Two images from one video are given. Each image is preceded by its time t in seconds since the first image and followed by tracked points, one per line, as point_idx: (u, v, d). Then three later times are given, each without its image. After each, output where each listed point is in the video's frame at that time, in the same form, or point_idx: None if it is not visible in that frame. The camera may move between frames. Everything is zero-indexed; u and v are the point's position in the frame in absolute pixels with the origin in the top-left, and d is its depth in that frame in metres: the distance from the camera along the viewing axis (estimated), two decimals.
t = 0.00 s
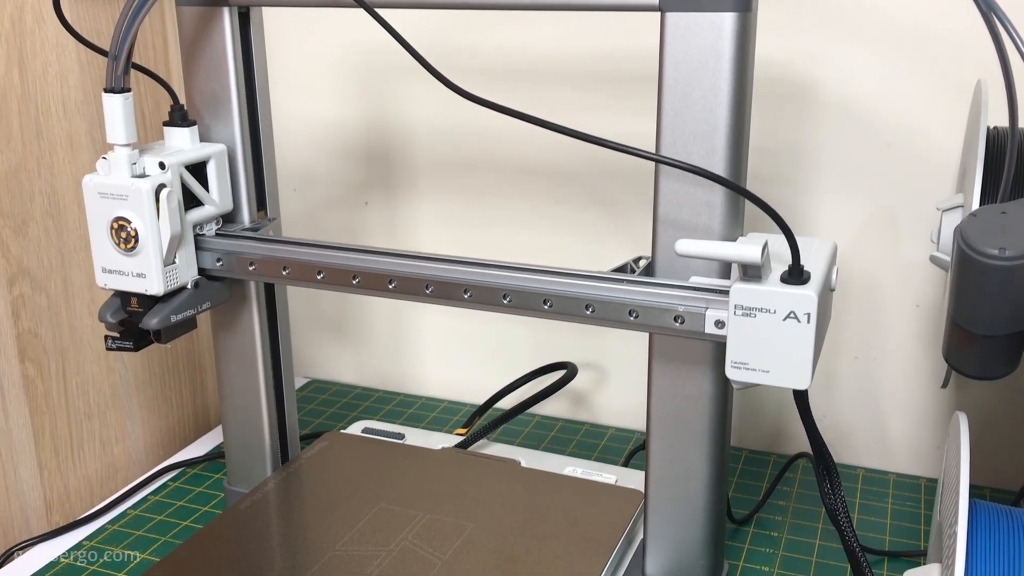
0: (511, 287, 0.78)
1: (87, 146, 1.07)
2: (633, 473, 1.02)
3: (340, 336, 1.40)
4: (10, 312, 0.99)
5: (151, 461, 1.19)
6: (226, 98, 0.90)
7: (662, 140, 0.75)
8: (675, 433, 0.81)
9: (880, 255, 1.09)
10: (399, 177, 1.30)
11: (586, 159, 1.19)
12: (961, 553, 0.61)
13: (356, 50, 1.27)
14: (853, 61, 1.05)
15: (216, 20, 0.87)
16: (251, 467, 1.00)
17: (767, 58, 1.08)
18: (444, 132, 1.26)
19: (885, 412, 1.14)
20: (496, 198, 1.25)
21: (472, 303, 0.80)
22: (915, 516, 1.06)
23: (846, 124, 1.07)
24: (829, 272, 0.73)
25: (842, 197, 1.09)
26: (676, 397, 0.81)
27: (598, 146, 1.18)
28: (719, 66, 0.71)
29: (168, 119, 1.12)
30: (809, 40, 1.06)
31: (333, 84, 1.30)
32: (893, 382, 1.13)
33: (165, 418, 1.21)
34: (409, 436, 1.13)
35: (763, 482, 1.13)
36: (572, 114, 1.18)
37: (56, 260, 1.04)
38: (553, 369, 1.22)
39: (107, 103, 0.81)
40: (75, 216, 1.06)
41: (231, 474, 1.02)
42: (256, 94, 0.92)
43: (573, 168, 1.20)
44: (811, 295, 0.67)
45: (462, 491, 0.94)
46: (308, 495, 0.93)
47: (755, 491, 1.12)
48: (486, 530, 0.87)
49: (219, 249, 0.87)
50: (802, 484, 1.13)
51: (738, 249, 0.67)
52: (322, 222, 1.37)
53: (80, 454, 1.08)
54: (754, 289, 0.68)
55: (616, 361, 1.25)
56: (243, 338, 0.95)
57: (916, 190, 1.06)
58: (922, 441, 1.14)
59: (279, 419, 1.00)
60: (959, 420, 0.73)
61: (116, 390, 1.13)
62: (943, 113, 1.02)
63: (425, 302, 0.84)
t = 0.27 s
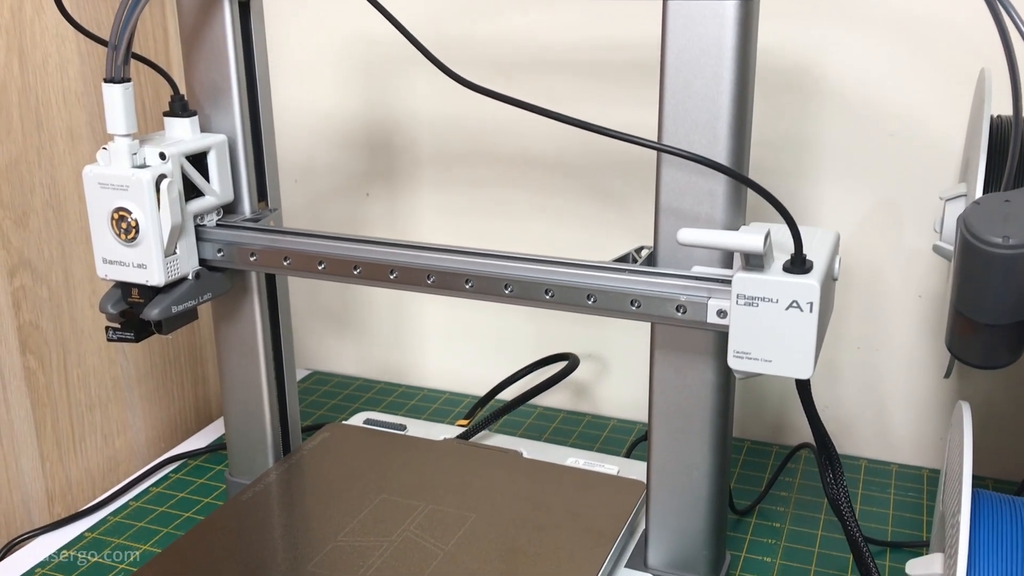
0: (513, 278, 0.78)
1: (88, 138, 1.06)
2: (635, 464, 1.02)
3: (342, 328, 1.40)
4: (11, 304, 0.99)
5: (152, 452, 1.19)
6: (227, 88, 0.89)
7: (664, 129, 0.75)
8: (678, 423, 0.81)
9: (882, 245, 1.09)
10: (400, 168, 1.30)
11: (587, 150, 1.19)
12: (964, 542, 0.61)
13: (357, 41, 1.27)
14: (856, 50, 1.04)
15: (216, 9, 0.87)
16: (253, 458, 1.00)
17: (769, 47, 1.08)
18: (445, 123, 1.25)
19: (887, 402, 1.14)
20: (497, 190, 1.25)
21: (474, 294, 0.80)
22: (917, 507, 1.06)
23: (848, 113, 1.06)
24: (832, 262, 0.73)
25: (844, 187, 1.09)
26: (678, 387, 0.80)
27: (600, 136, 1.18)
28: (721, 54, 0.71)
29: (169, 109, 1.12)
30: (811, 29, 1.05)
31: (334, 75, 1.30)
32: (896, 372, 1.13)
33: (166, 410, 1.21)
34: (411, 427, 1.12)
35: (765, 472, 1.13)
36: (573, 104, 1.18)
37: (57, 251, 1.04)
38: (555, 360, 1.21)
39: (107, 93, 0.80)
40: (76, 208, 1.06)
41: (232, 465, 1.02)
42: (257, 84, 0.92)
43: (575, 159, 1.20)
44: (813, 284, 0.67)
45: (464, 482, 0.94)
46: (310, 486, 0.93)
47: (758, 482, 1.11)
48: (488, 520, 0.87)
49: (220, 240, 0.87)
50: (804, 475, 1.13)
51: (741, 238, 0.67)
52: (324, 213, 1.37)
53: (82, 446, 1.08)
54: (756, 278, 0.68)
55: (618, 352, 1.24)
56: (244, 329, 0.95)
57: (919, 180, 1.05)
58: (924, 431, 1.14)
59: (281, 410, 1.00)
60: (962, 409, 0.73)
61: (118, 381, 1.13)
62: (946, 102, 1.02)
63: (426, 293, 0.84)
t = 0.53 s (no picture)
0: (514, 267, 0.78)
1: (88, 129, 1.06)
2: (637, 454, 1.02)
3: (343, 319, 1.40)
4: (12, 295, 0.99)
5: (154, 443, 1.19)
6: (227, 77, 0.89)
7: (666, 118, 0.75)
8: (679, 413, 0.81)
9: (885, 235, 1.09)
10: (401, 158, 1.30)
11: (589, 139, 1.18)
12: (968, 531, 0.60)
13: (357, 30, 1.26)
14: (858, 39, 1.04)
15: None
16: (254, 449, 1.00)
17: (772, 36, 1.07)
18: (446, 113, 1.25)
19: (889, 393, 1.14)
20: (498, 180, 1.25)
21: (475, 283, 0.80)
22: (920, 497, 1.06)
23: (851, 102, 1.06)
24: (834, 250, 0.73)
25: (847, 176, 1.08)
26: (680, 377, 0.80)
27: (602, 126, 1.17)
28: (724, 41, 0.71)
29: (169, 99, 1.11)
30: (814, 18, 1.05)
31: (335, 65, 1.29)
32: (898, 362, 1.12)
33: (168, 401, 1.20)
34: (412, 417, 1.12)
35: (767, 463, 1.13)
36: (574, 94, 1.17)
37: (58, 241, 1.04)
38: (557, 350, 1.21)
39: (107, 83, 0.80)
40: (76, 198, 1.06)
41: (234, 456, 1.02)
42: (257, 73, 0.92)
43: (577, 148, 1.20)
44: (816, 273, 0.66)
45: (466, 472, 0.94)
46: (311, 477, 0.93)
47: (759, 473, 1.11)
48: (490, 510, 0.87)
49: (221, 230, 0.87)
50: (807, 466, 1.13)
51: (743, 226, 0.66)
52: (325, 204, 1.36)
53: (83, 437, 1.08)
54: (759, 267, 0.68)
55: (620, 343, 1.24)
56: (246, 319, 0.95)
57: (922, 169, 1.05)
58: (927, 421, 1.13)
59: (282, 400, 1.00)
60: (964, 397, 0.73)
61: (119, 372, 1.12)
62: (949, 91, 1.02)
63: (428, 282, 0.84)
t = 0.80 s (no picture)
0: (516, 255, 0.77)
1: (88, 118, 1.06)
2: (639, 444, 1.02)
3: (344, 310, 1.40)
4: (12, 284, 0.98)
5: (156, 434, 1.19)
6: (227, 66, 0.89)
7: (668, 105, 0.74)
8: (681, 402, 0.81)
9: (888, 225, 1.08)
10: (403, 148, 1.29)
11: (591, 129, 1.18)
12: (970, 519, 0.60)
13: (358, 20, 1.26)
14: (862, 27, 1.03)
15: None
16: (256, 439, 1.00)
17: (774, 24, 1.07)
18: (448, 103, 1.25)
19: (892, 383, 1.14)
20: (500, 170, 1.24)
21: (477, 272, 0.79)
22: (922, 487, 1.05)
23: (854, 91, 1.05)
24: (837, 238, 0.73)
25: (849, 166, 1.08)
26: (681, 365, 0.80)
27: (603, 116, 1.17)
28: (727, 26, 0.70)
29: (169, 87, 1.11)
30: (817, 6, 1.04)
31: (335, 55, 1.29)
32: (901, 353, 1.12)
33: (170, 392, 1.20)
34: (414, 407, 1.12)
35: (769, 453, 1.13)
36: (576, 84, 1.17)
37: (58, 231, 1.03)
38: (558, 341, 1.21)
39: (107, 70, 0.80)
40: (76, 187, 1.05)
41: (236, 445, 1.02)
42: (257, 61, 0.91)
43: (578, 138, 1.19)
44: (819, 260, 0.66)
45: (468, 462, 0.94)
46: (313, 466, 0.93)
47: (761, 463, 1.11)
48: (491, 499, 0.87)
49: (222, 219, 0.87)
50: (808, 456, 1.12)
51: (746, 213, 0.66)
52: (326, 194, 1.36)
53: (85, 428, 1.08)
54: (761, 254, 0.67)
55: (621, 333, 1.24)
56: (247, 309, 0.95)
57: (925, 158, 1.05)
58: (929, 412, 1.13)
59: (283, 390, 1.00)
60: (967, 385, 0.72)
61: (120, 362, 1.12)
62: (953, 79, 1.01)
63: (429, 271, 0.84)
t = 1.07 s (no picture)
0: (517, 242, 0.77)
1: (89, 107, 1.05)
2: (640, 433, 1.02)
3: (345, 300, 1.40)
4: (13, 273, 0.98)
5: (157, 423, 1.19)
6: (227, 53, 0.88)
7: (670, 91, 0.74)
8: (683, 390, 0.81)
9: (890, 214, 1.08)
10: (403, 138, 1.29)
11: (592, 119, 1.18)
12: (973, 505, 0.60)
13: (359, 8, 1.25)
14: (865, 15, 1.03)
15: None
16: (257, 427, 1.00)
17: (777, 13, 1.06)
18: (449, 92, 1.24)
19: (893, 373, 1.14)
20: (501, 159, 1.24)
21: (478, 259, 0.79)
22: (924, 476, 1.05)
23: (857, 80, 1.05)
24: (840, 225, 0.72)
25: (852, 155, 1.08)
26: (683, 353, 0.80)
27: (605, 105, 1.17)
28: (730, 12, 0.70)
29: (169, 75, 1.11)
30: None
31: (336, 44, 1.28)
32: (903, 343, 1.12)
33: (171, 381, 1.20)
34: (415, 396, 1.12)
35: (770, 442, 1.13)
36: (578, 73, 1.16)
37: (59, 220, 1.03)
38: (560, 330, 1.21)
39: (107, 57, 0.79)
40: (77, 176, 1.05)
41: (237, 434, 1.02)
42: (258, 48, 0.91)
43: (580, 128, 1.19)
44: (822, 246, 0.66)
45: (469, 450, 0.94)
46: (315, 454, 0.93)
47: (763, 452, 1.11)
48: (493, 487, 0.87)
49: (223, 206, 0.87)
50: (810, 445, 1.12)
51: (749, 199, 0.66)
52: (327, 184, 1.36)
53: (86, 417, 1.08)
54: (764, 241, 0.67)
55: (623, 323, 1.24)
56: (248, 298, 0.94)
57: (928, 147, 1.04)
58: (931, 401, 1.13)
59: (285, 379, 1.00)
60: (970, 372, 0.72)
61: (121, 352, 1.12)
62: (956, 68, 1.01)
63: (430, 259, 0.83)
